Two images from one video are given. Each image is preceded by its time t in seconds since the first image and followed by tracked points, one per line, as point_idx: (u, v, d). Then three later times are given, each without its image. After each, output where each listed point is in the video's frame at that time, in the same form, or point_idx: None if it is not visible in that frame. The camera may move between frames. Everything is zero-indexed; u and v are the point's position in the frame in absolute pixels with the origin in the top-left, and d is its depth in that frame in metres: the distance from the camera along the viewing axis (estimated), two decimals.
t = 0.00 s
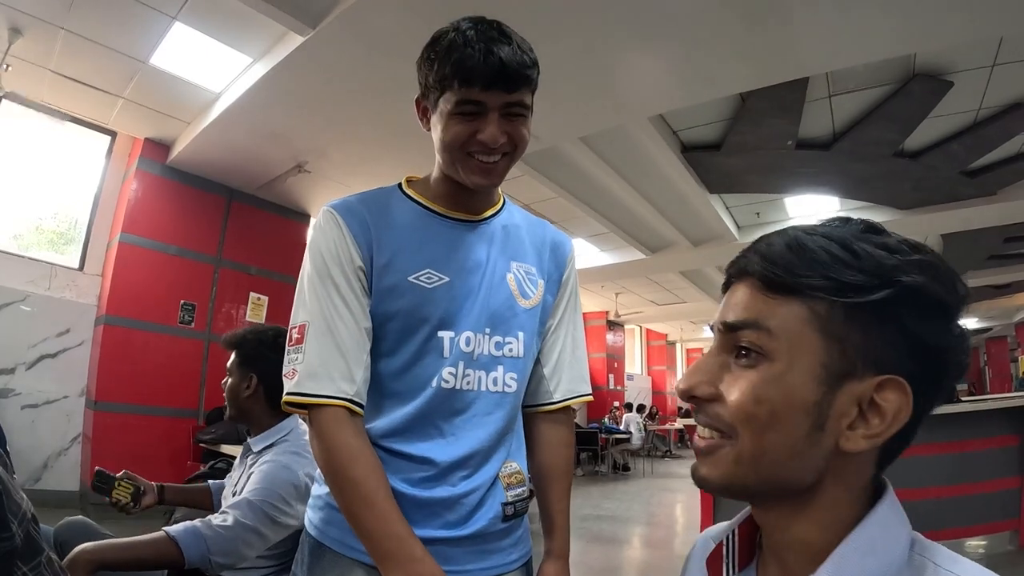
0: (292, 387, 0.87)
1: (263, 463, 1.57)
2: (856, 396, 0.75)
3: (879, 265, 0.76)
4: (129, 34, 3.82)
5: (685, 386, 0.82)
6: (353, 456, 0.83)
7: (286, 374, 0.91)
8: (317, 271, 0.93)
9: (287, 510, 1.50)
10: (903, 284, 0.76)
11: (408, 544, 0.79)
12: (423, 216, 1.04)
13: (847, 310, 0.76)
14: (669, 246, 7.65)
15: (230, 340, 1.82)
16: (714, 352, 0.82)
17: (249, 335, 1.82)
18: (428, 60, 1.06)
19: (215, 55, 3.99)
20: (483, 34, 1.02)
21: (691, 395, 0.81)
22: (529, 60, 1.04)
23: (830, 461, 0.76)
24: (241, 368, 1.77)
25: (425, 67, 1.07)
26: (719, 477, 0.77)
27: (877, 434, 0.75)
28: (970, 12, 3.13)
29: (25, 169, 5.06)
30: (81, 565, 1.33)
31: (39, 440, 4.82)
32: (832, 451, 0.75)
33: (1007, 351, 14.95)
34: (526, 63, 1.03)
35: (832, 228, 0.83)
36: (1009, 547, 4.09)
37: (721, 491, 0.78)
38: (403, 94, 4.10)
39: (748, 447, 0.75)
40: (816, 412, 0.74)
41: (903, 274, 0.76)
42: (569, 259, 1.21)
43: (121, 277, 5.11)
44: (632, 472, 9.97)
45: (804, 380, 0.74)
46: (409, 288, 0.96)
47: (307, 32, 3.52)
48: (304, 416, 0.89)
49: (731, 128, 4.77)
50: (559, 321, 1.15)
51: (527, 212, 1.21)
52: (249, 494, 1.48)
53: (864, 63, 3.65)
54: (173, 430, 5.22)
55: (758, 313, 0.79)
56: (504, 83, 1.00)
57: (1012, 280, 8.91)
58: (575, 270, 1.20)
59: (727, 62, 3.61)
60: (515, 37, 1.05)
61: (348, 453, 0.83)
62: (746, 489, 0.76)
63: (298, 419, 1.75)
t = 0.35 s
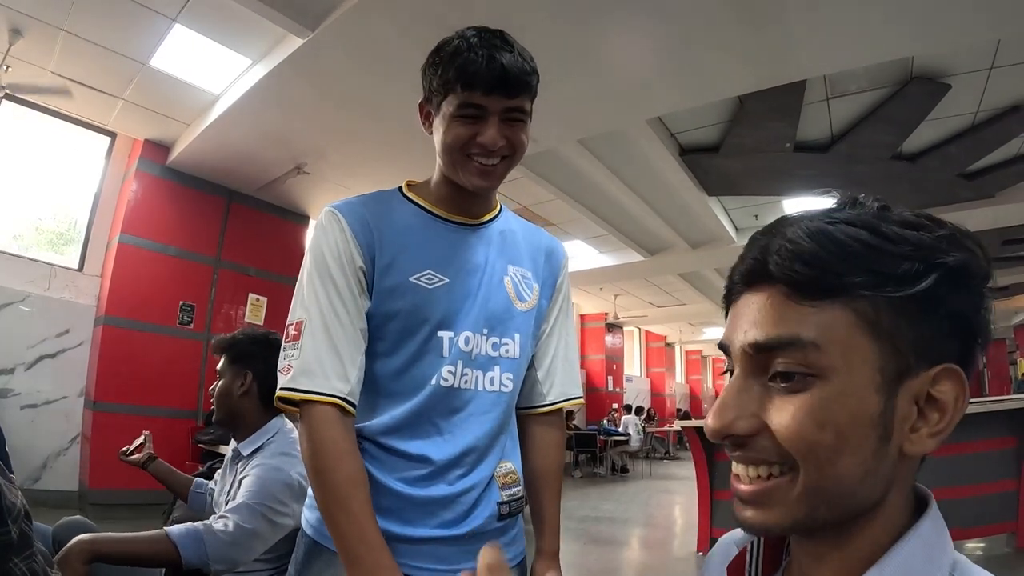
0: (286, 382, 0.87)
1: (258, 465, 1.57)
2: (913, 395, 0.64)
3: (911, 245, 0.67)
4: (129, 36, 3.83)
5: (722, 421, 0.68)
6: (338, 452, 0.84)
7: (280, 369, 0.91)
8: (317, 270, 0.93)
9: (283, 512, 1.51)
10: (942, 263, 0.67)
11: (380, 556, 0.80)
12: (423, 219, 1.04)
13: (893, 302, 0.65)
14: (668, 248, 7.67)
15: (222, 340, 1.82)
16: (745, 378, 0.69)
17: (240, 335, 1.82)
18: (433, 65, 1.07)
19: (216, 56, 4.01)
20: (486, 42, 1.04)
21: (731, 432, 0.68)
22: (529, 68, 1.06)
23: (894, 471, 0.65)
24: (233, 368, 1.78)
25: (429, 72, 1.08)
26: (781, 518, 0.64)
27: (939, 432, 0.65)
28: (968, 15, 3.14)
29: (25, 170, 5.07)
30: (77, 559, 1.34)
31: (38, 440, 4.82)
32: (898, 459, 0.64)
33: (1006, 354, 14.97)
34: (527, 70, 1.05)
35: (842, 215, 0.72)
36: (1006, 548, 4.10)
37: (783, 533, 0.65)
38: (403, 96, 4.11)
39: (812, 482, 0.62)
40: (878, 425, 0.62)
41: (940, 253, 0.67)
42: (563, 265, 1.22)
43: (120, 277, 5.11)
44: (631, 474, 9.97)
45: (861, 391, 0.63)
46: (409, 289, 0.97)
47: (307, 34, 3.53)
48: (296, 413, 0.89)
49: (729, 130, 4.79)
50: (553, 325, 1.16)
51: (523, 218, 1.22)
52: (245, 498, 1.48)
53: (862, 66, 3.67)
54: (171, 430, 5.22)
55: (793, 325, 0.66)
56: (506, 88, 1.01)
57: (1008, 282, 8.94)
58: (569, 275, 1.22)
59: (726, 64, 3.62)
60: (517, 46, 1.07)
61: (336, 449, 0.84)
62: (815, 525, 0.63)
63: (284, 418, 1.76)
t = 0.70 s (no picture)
0: (302, 387, 0.88)
1: (259, 464, 1.58)
2: (859, 382, 0.62)
3: (890, 233, 0.64)
4: (130, 37, 3.84)
5: (706, 370, 0.77)
6: (350, 453, 0.84)
7: (295, 375, 0.91)
8: (326, 272, 0.94)
9: (283, 510, 1.51)
10: (918, 254, 0.62)
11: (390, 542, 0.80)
12: (428, 221, 1.04)
13: (851, 287, 0.65)
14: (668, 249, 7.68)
15: (222, 340, 1.82)
16: (735, 338, 0.76)
17: (241, 335, 1.82)
18: (431, 68, 1.08)
19: (217, 57, 4.01)
20: (481, 41, 1.04)
21: (709, 380, 0.76)
22: (525, 66, 1.06)
23: (837, 461, 0.63)
24: (233, 369, 1.77)
25: (429, 75, 1.09)
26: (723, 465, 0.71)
27: (885, 435, 0.60)
28: (968, 17, 3.15)
29: (25, 170, 5.07)
30: (77, 558, 1.32)
31: (38, 440, 4.81)
32: (837, 448, 0.63)
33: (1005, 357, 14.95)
34: (523, 68, 1.05)
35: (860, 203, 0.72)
36: (1006, 550, 4.10)
37: (727, 480, 0.71)
38: (403, 97, 4.11)
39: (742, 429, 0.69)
40: (807, 400, 0.64)
41: (923, 242, 0.63)
42: (566, 266, 1.22)
43: (121, 277, 5.11)
44: (630, 475, 9.97)
45: (798, 362, 0.65)
46: (413, 290, 0.97)
47: (308, 35, 3.53)
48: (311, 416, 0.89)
49: (729, 132, 4.79)
50: (557, 325, 1.16)
51: (527, 220, 1.22)
52: (246, 495, 1.48)
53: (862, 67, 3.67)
54: (171, 431, 5.22)
55: (768, 293, 0.72)
56: (500, 86, 1.02)
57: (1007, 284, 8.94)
58: (573, 276, 1.22)
59: (726, 66, 3.62)
60: (512, 44, 1.07)
61: (347, 449, 0.84)
62: (745, 479, 0.68)
63: (288, 417, 1.78)
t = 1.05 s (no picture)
0: (262, 373, 0.86)
1: (253, 466, 1.55)
2: (910, 379, 0.63)
3: (910, 228, 0.68)
4: (131, 46, 3.87)
5: (717, 384, 0.64)
6: (328, 442, 0.81)
7: (257, 360, 0.89)
8: (287, 264, 0.92)
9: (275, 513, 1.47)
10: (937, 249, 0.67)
11: (371, 514, 0.78)
12: (388, 217, 1.03)
13: (895, 281, 0.65)
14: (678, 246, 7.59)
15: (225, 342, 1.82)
16: (735, 342, 0.67)
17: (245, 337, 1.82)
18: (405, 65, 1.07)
19: (217, 64, 4.03)
20: (457, 42, 1.04)
21: (715, 396, 0.64)
22: (498, 70, 1.06)
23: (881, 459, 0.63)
24: (236, 370, 1.75)
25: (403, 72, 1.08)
26: (761, 497, 0.59)
27: (931, 423, 0.63)
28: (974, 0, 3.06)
29: (34, 182, 5.14)
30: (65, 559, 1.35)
31: (51, 448, 4.89)
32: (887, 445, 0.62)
33: None
34: (497, 71, 1.05)
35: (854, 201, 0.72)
36: None
37: (753, 513, 0.60)
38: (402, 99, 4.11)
39: (796, 451, 0.59)
40: (875, 401, 0.61)
41: (938, 242, 0.68)
42: (530, 271, 1.20)
43: (131, 286, 5.17)
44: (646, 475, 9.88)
45: (861, 365, 0.61)
46: (368, 286, 0.96)
47: (305, 39, 3.53)
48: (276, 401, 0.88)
49: (735, 125, 4.72)
50: (518, 332, 1.14)
51: (491, 226, 1.20)
52: (235, 495, 1.47)
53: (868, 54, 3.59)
54: (183, 436, 5.28)
55: (793, 289, 0.65)
56: (471, 83, 1.01)
57: None
58: (535, 283, 1.19)
59: (727, 58, 3.57)
60: (486, 48, 1.07)
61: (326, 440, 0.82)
62: (799, 504, 0.59)
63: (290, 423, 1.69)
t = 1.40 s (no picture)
0: (260, 364, 0.87)
1: (251, 463, 1.56)
2: (827, 366, 0.62)
3: (833, 220, 0.67)
4: (134, 50, 3.91)
5: (638, 378, 0.67)
6: (323, 431, 0.83)
7: (255, 353, 0.90)
8: (284, 261, 0.94)
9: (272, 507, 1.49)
10: (862, 239, 0.66)
11: (364, 506, 0.79)
12: (384, 217, 1.04)
13: (809, 271, 0.65)
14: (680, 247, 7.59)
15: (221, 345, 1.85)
16: (661, 338, 0.69)
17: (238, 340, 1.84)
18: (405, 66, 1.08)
19: (220, 68, 4.07)
20: (457, 42, 1.05)
21: (639, 387, 0.67)
22: (498, 70, 1.07)
23: (805, 448, 0.62)
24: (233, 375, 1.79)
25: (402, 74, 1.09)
26: (678, 485, 0.62)
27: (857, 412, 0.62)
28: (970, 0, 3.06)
29: (38, 185, 5.19)
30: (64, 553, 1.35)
31: (55, 448, 4.93)
32: (809, 432, 0.62)
33: None
34: (495, 71, 1.06)
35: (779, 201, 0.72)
36: None
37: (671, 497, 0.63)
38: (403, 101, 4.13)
39: (701, 436, 0.61)
40: (784, 389, 0.61)
41: (859, 229, 0.66)
42: (527, 269, 1.20)
43: (134, 287, 5.20)
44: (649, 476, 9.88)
45: (768, 353, 0.62)
46: (364, 284, 0.97)
47: (306, 42, 3.56)
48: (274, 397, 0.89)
49: (735, 126, 4.72)
50: (515, 331, 1.14)
51: (489, 225, 1.21)
52: (233, 489, 1.48)
53: (867, 54, 3.59)
54: (186, 437, 5.31)
55: (708, 282, 0.67)
56: (471, 82, 1.02)
57: None
58: (534, 280, 1.20)
59: (725, 59, 3.57)
60: (486, 49, 1.08)
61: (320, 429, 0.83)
62: (714, 491, 0.61)
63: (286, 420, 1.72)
